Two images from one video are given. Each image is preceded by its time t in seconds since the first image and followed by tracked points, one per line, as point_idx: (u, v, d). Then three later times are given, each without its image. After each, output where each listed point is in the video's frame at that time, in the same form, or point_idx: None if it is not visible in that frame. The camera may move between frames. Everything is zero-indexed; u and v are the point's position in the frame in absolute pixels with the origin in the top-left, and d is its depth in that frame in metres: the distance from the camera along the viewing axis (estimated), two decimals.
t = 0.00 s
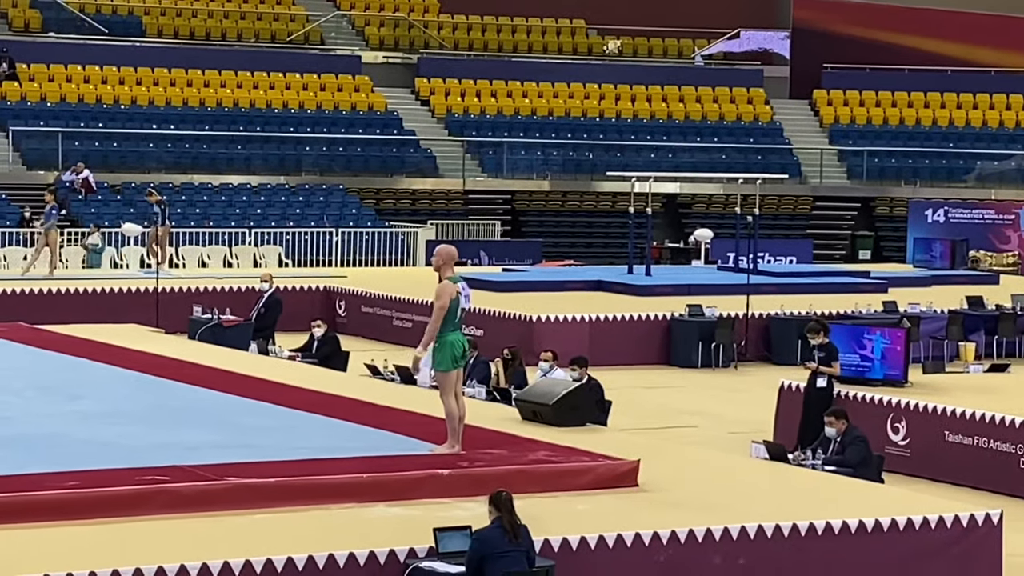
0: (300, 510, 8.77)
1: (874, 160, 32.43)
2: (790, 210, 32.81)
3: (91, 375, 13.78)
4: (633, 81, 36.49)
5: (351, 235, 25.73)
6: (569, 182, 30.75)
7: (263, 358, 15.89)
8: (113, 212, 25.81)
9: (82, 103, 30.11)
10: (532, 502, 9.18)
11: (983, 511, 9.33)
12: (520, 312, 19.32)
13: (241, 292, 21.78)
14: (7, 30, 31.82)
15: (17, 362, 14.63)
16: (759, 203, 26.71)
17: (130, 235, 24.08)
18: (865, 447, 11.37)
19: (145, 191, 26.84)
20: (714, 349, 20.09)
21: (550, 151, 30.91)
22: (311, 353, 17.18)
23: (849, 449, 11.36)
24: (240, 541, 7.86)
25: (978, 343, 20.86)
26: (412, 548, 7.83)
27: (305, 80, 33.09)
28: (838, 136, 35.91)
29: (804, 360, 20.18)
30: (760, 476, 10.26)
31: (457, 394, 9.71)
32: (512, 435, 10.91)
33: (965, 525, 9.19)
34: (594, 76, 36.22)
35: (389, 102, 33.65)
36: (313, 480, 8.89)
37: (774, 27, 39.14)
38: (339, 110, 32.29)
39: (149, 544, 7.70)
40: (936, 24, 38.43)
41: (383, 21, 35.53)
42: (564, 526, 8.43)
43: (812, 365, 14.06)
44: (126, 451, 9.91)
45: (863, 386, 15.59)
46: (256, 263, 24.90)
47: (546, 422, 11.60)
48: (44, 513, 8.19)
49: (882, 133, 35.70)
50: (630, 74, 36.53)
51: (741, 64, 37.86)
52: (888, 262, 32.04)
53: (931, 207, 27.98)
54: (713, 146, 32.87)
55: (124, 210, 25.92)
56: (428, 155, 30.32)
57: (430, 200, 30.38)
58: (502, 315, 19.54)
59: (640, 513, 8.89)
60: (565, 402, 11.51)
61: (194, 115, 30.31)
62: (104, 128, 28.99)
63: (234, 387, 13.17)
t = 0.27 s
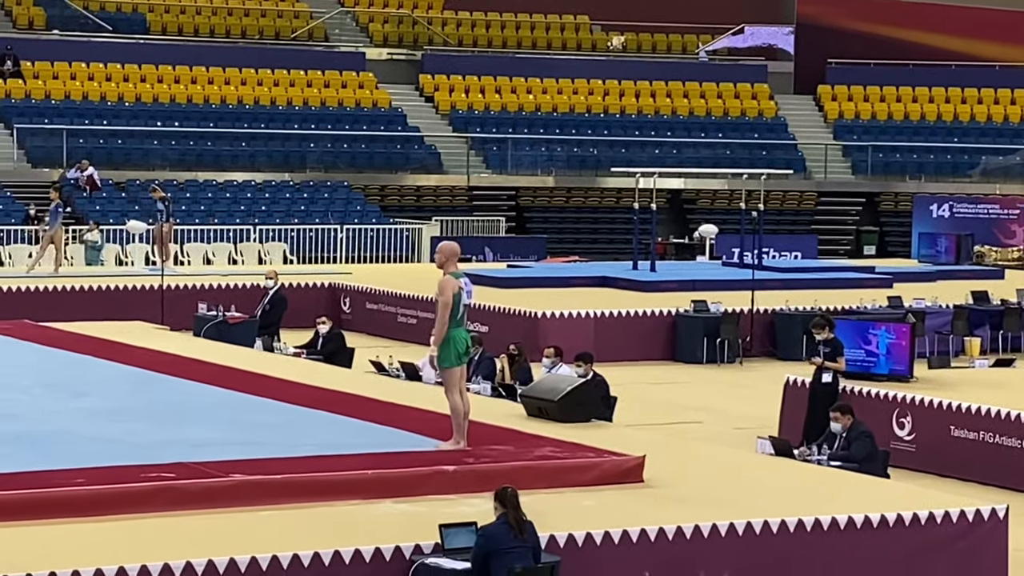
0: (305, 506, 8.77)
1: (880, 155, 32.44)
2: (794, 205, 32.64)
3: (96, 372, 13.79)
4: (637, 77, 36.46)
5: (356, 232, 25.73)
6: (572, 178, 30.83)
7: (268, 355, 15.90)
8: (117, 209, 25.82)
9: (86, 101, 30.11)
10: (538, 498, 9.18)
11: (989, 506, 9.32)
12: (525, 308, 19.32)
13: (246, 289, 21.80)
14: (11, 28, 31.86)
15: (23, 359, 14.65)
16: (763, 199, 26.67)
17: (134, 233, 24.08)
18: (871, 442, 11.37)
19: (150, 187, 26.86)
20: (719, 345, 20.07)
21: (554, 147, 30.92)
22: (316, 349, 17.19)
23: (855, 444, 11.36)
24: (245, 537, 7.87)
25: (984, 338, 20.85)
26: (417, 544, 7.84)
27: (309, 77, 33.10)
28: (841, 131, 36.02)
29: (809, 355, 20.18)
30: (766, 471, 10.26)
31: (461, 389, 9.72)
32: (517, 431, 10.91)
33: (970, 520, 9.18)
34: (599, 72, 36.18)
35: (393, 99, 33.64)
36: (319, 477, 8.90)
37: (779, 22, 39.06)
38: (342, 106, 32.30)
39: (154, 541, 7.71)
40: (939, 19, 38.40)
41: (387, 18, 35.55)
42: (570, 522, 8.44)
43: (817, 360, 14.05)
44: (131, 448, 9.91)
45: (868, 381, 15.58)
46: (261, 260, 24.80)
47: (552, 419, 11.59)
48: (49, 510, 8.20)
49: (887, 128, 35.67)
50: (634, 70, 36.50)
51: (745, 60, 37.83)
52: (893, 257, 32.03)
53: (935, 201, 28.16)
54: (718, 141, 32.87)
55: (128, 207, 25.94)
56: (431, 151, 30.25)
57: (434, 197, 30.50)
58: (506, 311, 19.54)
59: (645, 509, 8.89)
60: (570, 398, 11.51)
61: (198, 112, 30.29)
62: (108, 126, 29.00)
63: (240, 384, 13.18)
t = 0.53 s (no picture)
0: (313, 502, 8.78)
1: (887, 149, 32.44)
2: (802, 201, 32.71)
3: (105, 369, 13.81)
4: (644, 73, 36.45)
5: (363, 228, 25.76)
6: (580, 173, 30.85)
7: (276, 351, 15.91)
8: (125, 206, 25.86)
9: (94, 98, 30.13)
10: (546, 493, 9.19)
11: (997, 500, 9.31)
12: (532, 304, 19.32)
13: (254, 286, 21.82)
14: (19, 26, 31.92)
15: (32, 356, 14.68)
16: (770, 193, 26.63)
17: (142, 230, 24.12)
18: (879, 437, 11.36)
19: (158, 184, 26.91)
20: (727, 340, 20.06)
21: (562, 143, 30.89)
22: (325, 346, 17.20)
23: (863, 439, 11.35)
24: (253, 534, 7.88)
25: (992, 332, 20.72)
26: (426, 540, 7.85)
27: (316, 72, 33.10)
28: (849, 127, 35.84)
29: (817, 350, 20.16)
30: (774, 466, 10.26)
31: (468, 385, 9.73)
32: (525, 427, 10.92)
33: (979, 514, 9.17)
34: (606, 67, 36.16)
35: (400, 95, 33.64)
36: (327, 473, 8.91)
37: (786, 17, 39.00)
38: (349, 103, 32.32)
39: (163, 538, 7.73)
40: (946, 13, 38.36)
41: (394, 14, 35.60)
42: (578, 518, 8.45)
43: (825, 355, 14.04)
44: (140, 445, 9.93)
45: (876, 375, 15.56)
46: (268, 257, 25.01)
47: (560, 414, 11.58)
48: (58, 507, 8.22)
49: (894, 124, 35.62)
50: (641, 65, 36.49)
51: (752, 55, 37.81)
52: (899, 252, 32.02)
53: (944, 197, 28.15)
54: (726, 136, 32.87)
55: (136, 204, 25.98)
56: (439, 147, 30.26)
57: (441, 193, 30.57)
58: (514, 307, 19.53)
59: (653, 505, 8.89)
60: (579, 392, 11.51)
61: (206, 108, 30.31)
62: (116, 122, 29.03)
63: (248, 381, 13.19)
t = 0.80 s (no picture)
0: (326, 498, 8.80)
1: (899, 144, 32.25)
2: (814, 195, 32.69)
3: (118, 366, 13.84)
4: (655, 68, 36.38)
5: (376, 224, 25.77)
6: (592, 168, 30.75)
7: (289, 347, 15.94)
8: (137, 203, 25.93)
9: (106, 94, 30.19)
10: (559, 488, 9.19)
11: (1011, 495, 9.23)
12: (544, 300, 19.31)
13: (266, 282, 21.84)
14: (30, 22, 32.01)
15: (45, 353, 14.72)
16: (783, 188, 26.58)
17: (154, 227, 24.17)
18: (892, 431, 11.35)
19: (169, 180, 26.96)
20: (739, 335, 20.04)
21: (574, 138, 30.85)
22: (337, 342, 17.22)
23: (876, 434, 11.34)
24: (266, 530, 7.90)
25: (1004, 326, 20.60)
26: (439, 535, 7.85)
27: (327, 69, 33.12)
28: (861, 120, 35.80)
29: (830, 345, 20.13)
30: (787, 461, 10.25)
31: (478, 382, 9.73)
32: (538, 422, 10.92)
33: (992, 508, 9.10)
34: (617, 63, 36.11)
35: (412, 90, 33.65)
36: (340, 470, 8.92)
37: (798, 12, 38.93)
38: (361, 98, 32.35)
39: (176, 534, 7.75)
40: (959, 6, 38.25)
41: (406, 9, 35.64)
42: (591, 513, 8.44)
43: (838, 349, 14.03)
44: (153, 441, 9.95)
45: (889, 370, 15.55)
46: (280, 253, 25.11)
47: (573, 410, 11.61)
48: (72, 504, 8.24)
49: (906, 117, 35.52)
50: (653, 60, 36.45)
51: (764, 49, 37.77)
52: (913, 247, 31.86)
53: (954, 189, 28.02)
54: (737, 131, 32.88)
55: (148, 200, 26.03)
56: (451, 143, 30.23)
57: (453, 188, 30.32)
58: (526, 302, 19.53)
59: (666, 500, 8.88)
60: (592, 387, 11.53)
61: (217, 105, 30.35)
62: (128, 119, 29.08)
63: (260, 377, 13.21)
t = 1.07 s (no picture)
0: (347, 495, 8.83)
1: (919, 138, 32.42)
2: (834, 190, 32.49)
3: (139, 362, 13.89)
4: (675, 63, 36.31)
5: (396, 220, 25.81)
6: (611, 165, 30.74)
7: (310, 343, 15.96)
8: (157, 200, 26.01)
9: (125, 92, 30.25)
10: (579, 484, 9.20)
11: None
12: (564, 295, 19.31)
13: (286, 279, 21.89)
14: (50, 20, 32.12)
15: (66, 350, 14.77)
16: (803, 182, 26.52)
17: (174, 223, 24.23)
18: (913, 426, 11.32)
19: (190, 178, 27.02)
20: (760, 330, 20.01)
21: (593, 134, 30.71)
22: (357, 338, 17.25)
23: (897, 428, 11.32)
24: (288, 526, 7.92)
25: None
26: (460, 531, 7.87)
27: (347, 65, 33.15)
28: (881, 115, 35.76)
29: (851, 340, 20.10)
30: (808, 456, 10.23)
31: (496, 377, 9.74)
32: (558, 418, 10.93)
33: (1014, 503, 9.09)
34: (636, 58, 36.07)
35: (431, 87, 33.66)
36: (360, 466, 8.94)
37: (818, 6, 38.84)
38: (381, 95, 32.38)
39: (197, 531, 7.78)
40: None
41: (425, 6, 35.69)
42: (612, 509, 8.45)
43: (859, 344, 14.01)
44: (174, 438, 10.00)
45: (910, 364, 15.53)
46: (301, 250, 25.03)
47: (593, 405, 11.61)
48: (94, 501, 8.27)
49: (926, 112, 35.42)
50: (672, 55, 36.40)
51: (784, 44, 37.69)
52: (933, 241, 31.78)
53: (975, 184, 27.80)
54: (757, 126, 32.81)
55: (168, 197, 26.11)
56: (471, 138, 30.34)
57: (473, 184, 30.40)
58: (546, 298, 19.54)
59: (687, 495, 8.88)
60: (611, 383, 11.54)
61: (237, 102, 30.41)
62: (148, 116, 29.15)
63: (281, 373, 13.24)
